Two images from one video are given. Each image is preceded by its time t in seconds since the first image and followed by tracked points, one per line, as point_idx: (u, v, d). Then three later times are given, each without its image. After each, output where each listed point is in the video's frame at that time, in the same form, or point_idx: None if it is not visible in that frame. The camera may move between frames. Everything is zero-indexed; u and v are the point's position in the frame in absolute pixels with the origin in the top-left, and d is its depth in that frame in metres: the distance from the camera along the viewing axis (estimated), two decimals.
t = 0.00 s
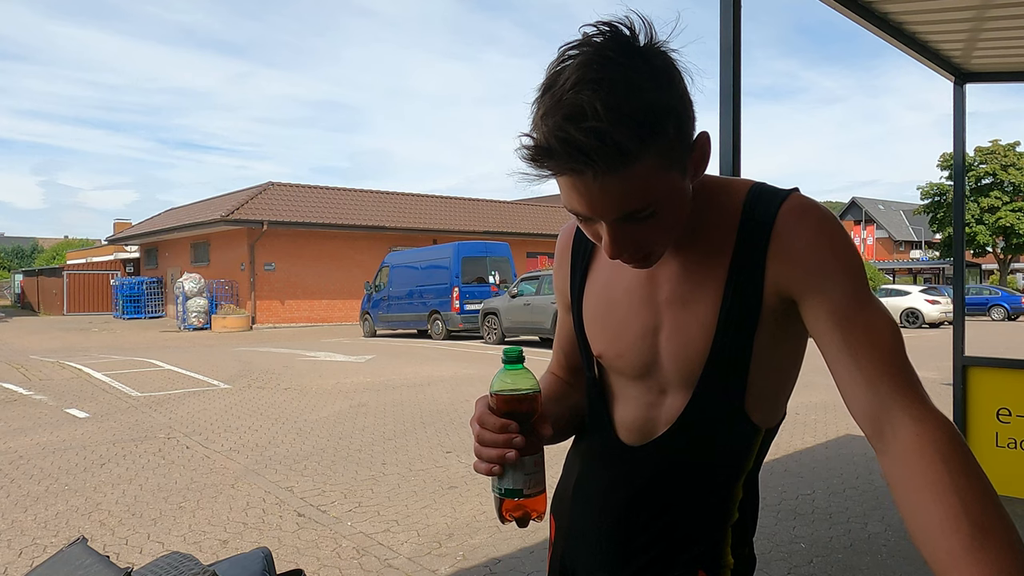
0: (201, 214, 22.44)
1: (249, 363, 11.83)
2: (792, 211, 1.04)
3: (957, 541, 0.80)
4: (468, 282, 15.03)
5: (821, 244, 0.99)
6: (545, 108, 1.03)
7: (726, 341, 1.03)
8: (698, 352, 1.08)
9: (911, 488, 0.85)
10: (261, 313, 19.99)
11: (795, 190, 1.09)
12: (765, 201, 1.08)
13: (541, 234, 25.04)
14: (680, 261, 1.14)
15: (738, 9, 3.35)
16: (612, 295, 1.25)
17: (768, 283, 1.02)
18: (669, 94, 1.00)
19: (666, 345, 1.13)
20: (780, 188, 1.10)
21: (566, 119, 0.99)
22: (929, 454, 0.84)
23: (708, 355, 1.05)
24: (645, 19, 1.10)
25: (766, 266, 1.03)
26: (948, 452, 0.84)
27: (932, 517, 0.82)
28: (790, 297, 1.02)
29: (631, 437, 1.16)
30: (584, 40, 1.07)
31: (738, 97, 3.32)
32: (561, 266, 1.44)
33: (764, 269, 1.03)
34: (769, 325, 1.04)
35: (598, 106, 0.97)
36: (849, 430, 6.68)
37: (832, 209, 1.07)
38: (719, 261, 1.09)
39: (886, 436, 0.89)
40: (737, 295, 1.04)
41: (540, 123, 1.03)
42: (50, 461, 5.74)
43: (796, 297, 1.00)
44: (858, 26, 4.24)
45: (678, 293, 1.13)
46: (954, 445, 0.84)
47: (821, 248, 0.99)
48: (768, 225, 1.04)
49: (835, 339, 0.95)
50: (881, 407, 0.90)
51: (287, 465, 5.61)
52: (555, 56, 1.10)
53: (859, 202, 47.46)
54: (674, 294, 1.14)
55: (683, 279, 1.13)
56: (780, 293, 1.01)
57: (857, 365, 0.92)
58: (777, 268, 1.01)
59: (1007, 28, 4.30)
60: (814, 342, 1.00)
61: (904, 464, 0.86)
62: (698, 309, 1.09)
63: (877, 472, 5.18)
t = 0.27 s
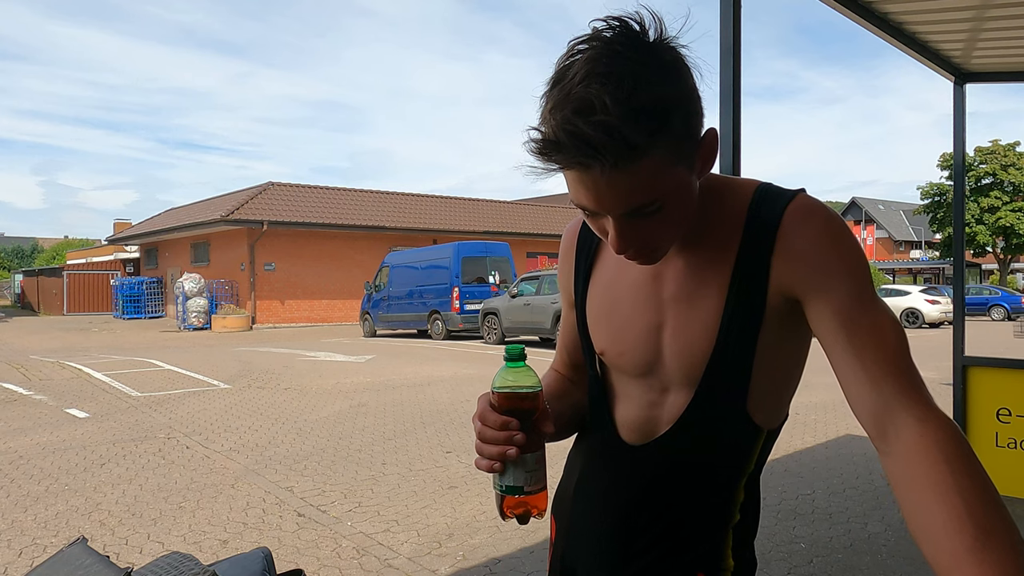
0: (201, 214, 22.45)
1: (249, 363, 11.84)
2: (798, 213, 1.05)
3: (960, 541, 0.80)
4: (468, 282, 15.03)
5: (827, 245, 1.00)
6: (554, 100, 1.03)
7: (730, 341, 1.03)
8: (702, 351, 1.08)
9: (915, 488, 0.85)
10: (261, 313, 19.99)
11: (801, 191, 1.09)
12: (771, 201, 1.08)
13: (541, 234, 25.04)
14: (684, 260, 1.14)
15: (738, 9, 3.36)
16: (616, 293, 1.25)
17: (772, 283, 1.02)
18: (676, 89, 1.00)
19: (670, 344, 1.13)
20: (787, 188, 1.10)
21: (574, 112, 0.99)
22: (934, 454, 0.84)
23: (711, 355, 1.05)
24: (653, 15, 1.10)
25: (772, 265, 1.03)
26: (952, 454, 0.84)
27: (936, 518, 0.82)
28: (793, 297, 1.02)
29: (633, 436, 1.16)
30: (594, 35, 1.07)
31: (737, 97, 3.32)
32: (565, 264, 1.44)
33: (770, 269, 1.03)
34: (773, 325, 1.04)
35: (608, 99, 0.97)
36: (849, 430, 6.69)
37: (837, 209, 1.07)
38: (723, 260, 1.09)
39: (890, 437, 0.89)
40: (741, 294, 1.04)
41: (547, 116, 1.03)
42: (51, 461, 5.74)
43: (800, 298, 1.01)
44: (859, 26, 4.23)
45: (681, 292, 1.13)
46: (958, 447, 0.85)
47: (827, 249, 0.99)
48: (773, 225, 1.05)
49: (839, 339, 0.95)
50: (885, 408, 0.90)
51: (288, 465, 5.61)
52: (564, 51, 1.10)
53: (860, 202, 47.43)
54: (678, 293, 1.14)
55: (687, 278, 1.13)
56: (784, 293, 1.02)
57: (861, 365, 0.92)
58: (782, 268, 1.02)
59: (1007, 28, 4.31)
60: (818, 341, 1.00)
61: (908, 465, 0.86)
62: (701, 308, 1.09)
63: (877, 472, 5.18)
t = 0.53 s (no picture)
0: (201, 214, 22.45)
1: (249, 363, 11.83)
2: (802, 213, 1.04)
3: (961, 541, 0.80)
4: (468, 282, 15.03)
5: (831, 247, 0.99)
6: (558, 96, 1.04)
7: (735, 341, 1.03)
8: (704, 350, 1.08)
9: (917, 488, 0.85)
10: (261, 313, 19.98)
11: (806, 191, 1.09)
12: (777, 200, 1.08)
13: (541, 234, 25.03)
14: (691, 259, 1.14)
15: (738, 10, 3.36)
16: (621, 290, 1.25)
17: (775, 284, 1.02)
18: (681, 84, 1.00)
19: (673, 343, 1.13)
20: (792, 188, 1.10)
21: (579, 106, 0.99)
22: (936, 454, 0.84)
23: (713, 355, 1.06)
24: (658, 10, 1.10)
25: (775, 266, 1.03)
26: (955, 454, 0.84)
27: (936, 517, 0.82)
28: (797, 298, 1.02)
29: (635, 434, 1.16)
30: (599, 30, 1.07)
31: (738, 96, 3.31)
32: (571, 261, 1.44)
33: (774, 269, 1.03)
34: (775, 325, 1.04)
35: (612, 93, 0.97)
36: (849, 430, 6.68)
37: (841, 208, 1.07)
38: (728, 260, 1.09)
39: (892, 437, 0.89)
40: (744, 294, 1.04)
41: (551, 111, 1.04)
42: (50, 461, 5.74)
43: (804, 298, 1.00)
44: (859, 26, 4.23)
45: (686, 290, 1.13)
46: (960, 448, 0.84)
47: (832, 253, 0.99)
48: (779, 224, 1.04)
49: (841, 341, 0.95)
50: (888, 408, 0.90)
51: (288, 465, 5.61)
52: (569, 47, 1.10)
53: (859, 202, 47.40)
54: (682, 291, 1.14)
55: (691, 276, 1.13)
56: (787, 293, 1.02)
57: (865, 366, 0.92)
58: (784, 271, 1.02)
59: (1007, 28, 4.30)
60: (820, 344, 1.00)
61: (911, 465, 0.86)
62: (706, 306, 1.09)
63: (877, 472, 5.17)
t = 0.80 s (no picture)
0: (201, 214, 22.44)
1: (249, 363, 11.84)
2: (804, 213, 1.04)
3: (964, 542, 0.80)
4: (468, 282, 15.03)
5: (831, 246, 0.99)
6: (590, 36, 1.06)
7: (731, 337, 1.03)
8: (702, 346, 1.08)
9: (919, 488, 0.85)
10: (261, 313, 19.98)
11: (809, 192, 1.09)
12: (780, 200, 1.08)
13: (541, 234, 25.03)
14: (694, 253, 1.14)
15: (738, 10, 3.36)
16: (621, 284, 1.25)
17: (774, 281, 1.02)
18: (710, 45, 1.03)
19: (671, 336, 1.13)
20: (796, 189, 1.10)
21: (610, 39, 1.01)
22: (937, 454, 0.84)
23: (708, 350, 1.06)
24: None
25: (774, 262, 1.02)
26: (957, 456, 0.84)
27: (937, 516, 0.82)
28: (796, 296, 1.01)
29: (626, 431, 1.16)
30: None
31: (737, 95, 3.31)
32: (573, 255, 1.44)
33: (775, 264, 1.02)
34: (773, 323, 1.03)
35: (644, 32, 0.99)
36: (849, 430, 6.68)
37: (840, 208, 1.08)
38: (728, 256, 1.09)
39: (895, 436, 0.89)
40: (743, 290, 1.04)
41: (577, 49, 1.05)
42: (50, 461, 5.74)
43: (803, 296, 1.00)
44: (858, 26, 4.22)
45: (686, 285, 1.13)
46: (962, 449, 0.84)
47: (832, 252, 0.98)
48: (781, 220, 1.04)
49: (842, 338, 0.95)
50: (888, 407, 0.90)
51: (288, 465, 5.61)
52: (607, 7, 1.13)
53: (859, 202, 47.40)
54: (681, 286, 1.14)
55: (692, 271, 1.13)
56: (786, 291, 1.01)
57: (864, 365, 0.92)
58: (786, 265, 1.01)
59: (1007, 28, 4.30)
60: (819, 341, 1.00)
61: (914, 466, 0.86)
62: (705, 302, 1.09)
63: (876, 472, 5.18)
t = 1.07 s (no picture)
0: (201, 214, 22.44)
1: (250, 363, 11.84)
2: (800, 210, 1.04)
3: (952, 539, 0.78)
4: (468, 282, 15.04)
5: (824, 242, 0.99)
6: None
7: (722, 330, 1.04)
8: (692, 338, 1.08)
9: (903, 482, 0.83)
10: (261, 313, 19.99)
11: (809, 193, 1.09)
12: (782, 196, 1.08)
13: (541, 234, 25.04)
14: (693, 243, 1.15)
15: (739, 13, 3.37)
16: (620, 274, 1.26)
17: (767, 275, 1.02)
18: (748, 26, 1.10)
19: (664, 328, 1.13)
20: (797, 188, 1.10)
21: None
22: (924, 451, 0.83)
23: (698, 344, 1.06)
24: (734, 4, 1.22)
25: (769, 255, 1.02)
26: (943, 454, 0.82)
27: (924, 511, 0.81)
28: (787, 292, 1.01)
29: (614, 426, 1.16)
30: None
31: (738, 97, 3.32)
32: (575, 247, 1.44)
33: (768, 257, 1.02)
34: (762, 318, 1.03)
35: None
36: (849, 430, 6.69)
37: (832, 205, 1.07)
38: (725, 249, 1.09)
39: (881, 431, 0.87)
40: (736, 283, 1.04)
41: None
42: (51, 461, 5.74)
43: (795, 292, 0.99)
44: (858, 26, 4.22)
45: (680, 277, 1.14)
46: (950, 447, 0.83)
47: (825, 247, 0.98)
48: (778, 215, 1.05)
49: (831, 331, 0.94)
50: (876, 402, 0.88)
51: (288, 465, 5.62)
52: None
53: (859, 202, 47.41)
54: (677, 279, 1.14)
55: (688, 263, 1.14)
56: (778, 286, 1.01)
57: (854, 359, 0.91)
58: (781, 255, 1.01)
59: (1007, 28, 4.30)
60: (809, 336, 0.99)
61: (899, 462, 0.84)
62: (698, 295, 1.10)
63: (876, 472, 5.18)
